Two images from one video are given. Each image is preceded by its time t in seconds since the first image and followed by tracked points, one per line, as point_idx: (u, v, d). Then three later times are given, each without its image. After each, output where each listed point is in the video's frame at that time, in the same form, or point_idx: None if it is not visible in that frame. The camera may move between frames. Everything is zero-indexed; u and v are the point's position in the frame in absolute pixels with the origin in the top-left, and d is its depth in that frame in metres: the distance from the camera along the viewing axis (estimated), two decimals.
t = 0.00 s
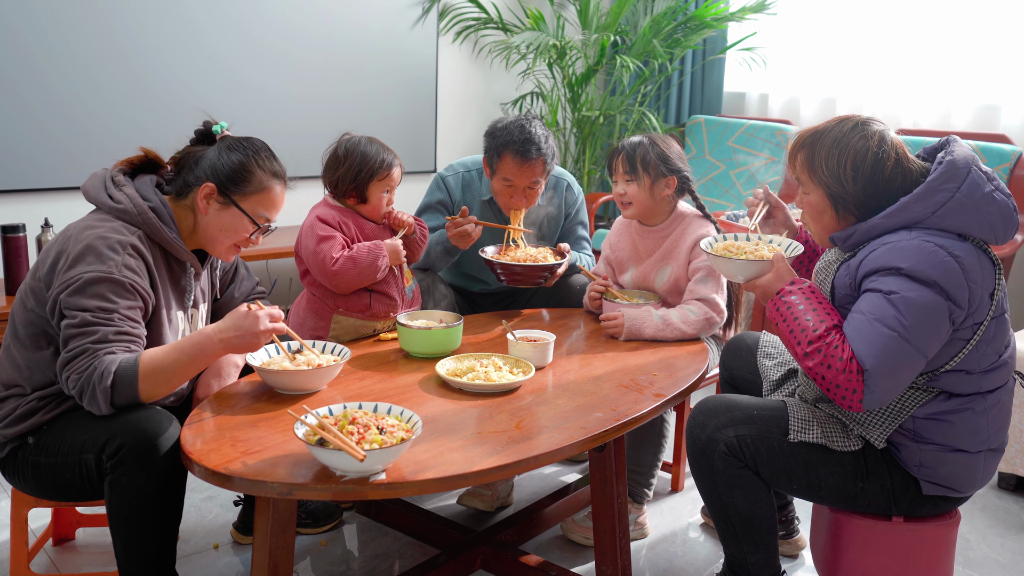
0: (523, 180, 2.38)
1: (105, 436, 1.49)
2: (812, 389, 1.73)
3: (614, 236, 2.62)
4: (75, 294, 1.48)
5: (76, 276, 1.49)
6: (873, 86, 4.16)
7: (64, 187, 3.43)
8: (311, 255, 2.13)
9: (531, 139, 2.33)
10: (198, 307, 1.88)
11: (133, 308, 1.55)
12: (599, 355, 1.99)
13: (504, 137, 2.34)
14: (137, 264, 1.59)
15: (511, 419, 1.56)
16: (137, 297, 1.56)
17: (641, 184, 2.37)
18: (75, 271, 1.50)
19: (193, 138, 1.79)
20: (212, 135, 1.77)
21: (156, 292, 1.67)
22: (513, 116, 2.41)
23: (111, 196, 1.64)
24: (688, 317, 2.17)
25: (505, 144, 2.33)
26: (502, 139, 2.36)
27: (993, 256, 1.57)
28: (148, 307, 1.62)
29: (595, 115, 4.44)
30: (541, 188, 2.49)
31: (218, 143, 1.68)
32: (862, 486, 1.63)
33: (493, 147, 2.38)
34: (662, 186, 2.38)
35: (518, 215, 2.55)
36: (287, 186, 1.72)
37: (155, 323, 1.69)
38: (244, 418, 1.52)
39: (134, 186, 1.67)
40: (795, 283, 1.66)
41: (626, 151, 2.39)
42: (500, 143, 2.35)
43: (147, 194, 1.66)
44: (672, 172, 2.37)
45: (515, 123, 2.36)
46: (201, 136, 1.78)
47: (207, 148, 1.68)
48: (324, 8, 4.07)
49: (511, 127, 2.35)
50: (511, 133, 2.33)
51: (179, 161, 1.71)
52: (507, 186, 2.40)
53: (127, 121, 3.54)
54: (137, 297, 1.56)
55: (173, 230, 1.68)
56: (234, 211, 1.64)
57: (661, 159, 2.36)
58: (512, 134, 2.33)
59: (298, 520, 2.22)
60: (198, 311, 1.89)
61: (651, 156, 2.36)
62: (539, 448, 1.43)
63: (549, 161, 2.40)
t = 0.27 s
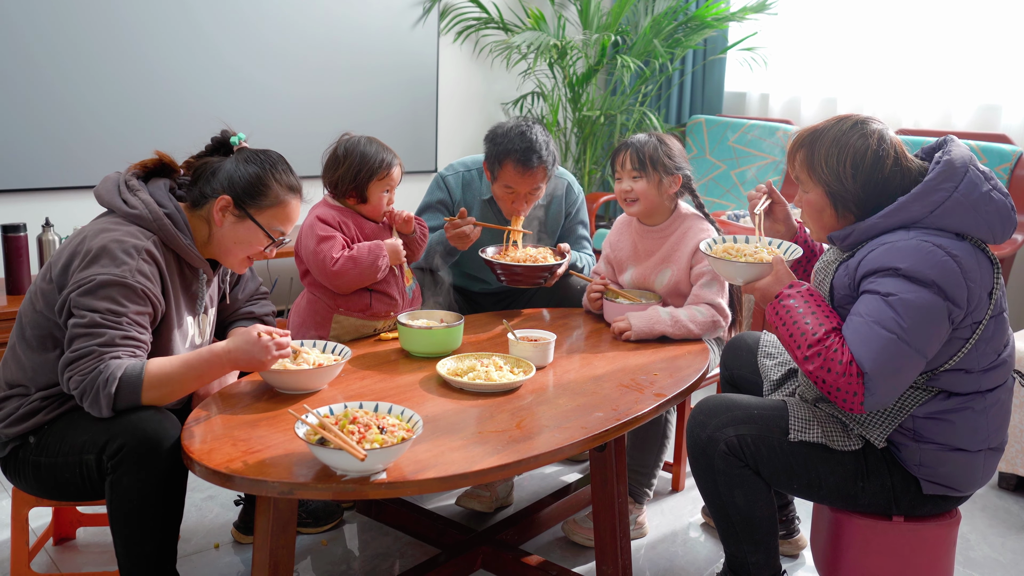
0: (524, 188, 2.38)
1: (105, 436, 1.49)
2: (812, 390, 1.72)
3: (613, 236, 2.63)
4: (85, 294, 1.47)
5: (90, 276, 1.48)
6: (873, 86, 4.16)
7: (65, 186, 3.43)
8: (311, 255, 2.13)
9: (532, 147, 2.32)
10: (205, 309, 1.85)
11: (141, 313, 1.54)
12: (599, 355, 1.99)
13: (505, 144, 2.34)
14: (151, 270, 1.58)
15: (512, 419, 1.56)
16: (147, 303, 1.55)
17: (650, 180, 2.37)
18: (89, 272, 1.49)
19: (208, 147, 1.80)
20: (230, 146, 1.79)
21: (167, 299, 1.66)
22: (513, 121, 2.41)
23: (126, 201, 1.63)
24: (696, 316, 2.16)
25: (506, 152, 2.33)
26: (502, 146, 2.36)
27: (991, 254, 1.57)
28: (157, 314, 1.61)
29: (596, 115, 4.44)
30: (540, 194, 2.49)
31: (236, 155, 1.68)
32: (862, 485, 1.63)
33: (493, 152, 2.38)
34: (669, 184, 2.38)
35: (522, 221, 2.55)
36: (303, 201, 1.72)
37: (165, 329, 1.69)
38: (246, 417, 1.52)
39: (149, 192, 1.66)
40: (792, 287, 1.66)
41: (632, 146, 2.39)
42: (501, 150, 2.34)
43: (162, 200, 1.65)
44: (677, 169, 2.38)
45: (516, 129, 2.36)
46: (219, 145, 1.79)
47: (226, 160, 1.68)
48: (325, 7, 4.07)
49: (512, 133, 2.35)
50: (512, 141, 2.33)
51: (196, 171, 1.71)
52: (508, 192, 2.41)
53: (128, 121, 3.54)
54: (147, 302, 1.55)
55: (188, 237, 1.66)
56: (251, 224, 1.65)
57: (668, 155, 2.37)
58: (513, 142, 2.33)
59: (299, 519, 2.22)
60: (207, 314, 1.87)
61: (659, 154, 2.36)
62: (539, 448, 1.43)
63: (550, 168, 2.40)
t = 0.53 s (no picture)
0: (528, 203, 2.39)
1: (105, 437, 1.49)
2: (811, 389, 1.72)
3: (613, 234, 2.63)
4: (96, 294, 1.46)
5: (104, 277, 1.48)
6: (873, 86, 4.16)
7: (65, 185, 3.43)
8: (312, 254, 2.14)
9: (540, 165, 2.32)
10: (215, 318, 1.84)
11: (150, 318, 1.53)
12: (599, 355, 1.99)
13: (512, 160, 2.33)
14: (165, 276, 1.58)
15: (512, 419, 1.56)
16: (157, 309, 1.54)
17: (639, 176, 2.37)
18: (104, 272, 1.49)
19: (227, 162, 1.81)
20: (247, 164, 1.80)
21: (180, 307, 1.66)
22: (521, 136, 2.40)
23: (142, 207, 1.62)
24: (696, 316, 2.16)
25: (512, 166, 2.32)
26: (509, 160, 2.35)
27: (989, 254, 1.57)
28: (167, 321, 1.60)
29: (596, 115, 4.43)
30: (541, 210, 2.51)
31: (254, 173, 1.64)
32: (862, 485, 1.63)
33: (499, 164, 2.37)
34: (660, 181, 2.38)
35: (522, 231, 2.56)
36: (320, 220, 1.68)
37: (177, 336, 1.68)
38: (246, 417, 1.52)
39: (166, 199, 1.64)
40: (790, 299, 1.65)
41: (626, 143, 2.41)
42: (508, 167, 2.33)
43: (180, 209, 1.64)
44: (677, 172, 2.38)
45: (523, 145, 2.36)
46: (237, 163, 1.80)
47: (244, 178, 1.64)
48: (325, 7, 4.07)
49: (518, 148, 2.35)
50: (518, 157, 2.32)
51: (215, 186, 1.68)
52: (512, 205, 2.41)
53: (129, 120, 3.54)
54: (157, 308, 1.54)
55: (205, 247, 1.65)
56: (266, 244, 1.61)
57: (661, 154, 2.37)
58: (520, 159, 2.32)
59: (299, 519, 2.22)
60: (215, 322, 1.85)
61: (651, 151, 2.37)
62: (539, 447, 1.43)
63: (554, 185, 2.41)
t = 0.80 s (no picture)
0: (528, 202, 2.39)
1: (105, 437, 1.49)
2: (811, 388, 1.73)
3: (613, 230, 2.63)
4: (107, 294, 1.46)
5: (117, 278, 1.47)
6: (874, 84, 4.16)
7: (66, 185, 3.43)
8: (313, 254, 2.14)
9: (544, 168, 2.32)
10: (226, 327, 1.81)
11: (159, 323, 1.51)
12: (600, 353, 1.99)
13: (513, 160, 2.33)
14: (179, 283, 1.56)
15: (513, 418, 1.56)
16: (167, 315, 1.53)
17: (639, 173, 2.37)
18: (118, 273, 1.48)
19: (245, 176, 1.80)
20: (265, 180, 1.79)
21: (191, 315, 1.63)
22: (525, 136, 2.40)
23: (159, 212, 1.61)
24: (694, 314, 2.16)
25: (513, 166, 2.32)
26: (512, 160, 2.35)
27: (990, 254, 1.57)
28: (177, 328, 1.58)
29: (597, 114, 4.43)
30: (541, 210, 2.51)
31: (271, 193, 1.64)
32: (863, 484, 1.63)
33: (501, 162, 2.37)
34: (660, 178, 2.38)
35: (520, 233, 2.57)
36: (334, 240, 1.67)
37: (187, 345, 1.66)
38: (247, 416, 1.52)
39: (183, 207, 1.63)
40: (787, 308, 1.64)
41: (626, 142, 2.40)
42: (509, 165, 2.33)
43: (196, 219, 1.62)
44: (677, 167, 2.38)
45: (526, 145, 2.36)
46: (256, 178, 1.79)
47: (261, 197, 1.63)
48: (325, 6, 4.07)
49: (520, 148, 2.35)
50: (520, 156, 2.33)
51: (231, 202, 1.67)
52: (512, 203, 2.41)
53: (129, 119, 3.53)
54: (167, 314, 1.52)
55: (219, 258, 1.63)
56: (280, 262, 1.60)
57: (661, 150, 2.36)
58: (520, 159, 2.33)
59: (300, 518, 2.22)
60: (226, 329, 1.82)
61: (651, 148, 2.36)
62: (540, 446, 1.43)
63: (555, 188, 2.41)
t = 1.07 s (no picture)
0: (526, 200, 2.39)
1: (104, 437, 1.49)
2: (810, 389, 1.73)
3: (613, 228, 2.64)
4: (116, 293, 1.45)
5: (127, 277, 1.47)
6: (874, 83, 4.16)
7: (65, 183, 3.42)
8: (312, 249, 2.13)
9: (541, 164, 2.32)
10: (230, 329, 1.81)
11: (165, 325, 1.50)
12: (600, 352, 1.99)
13: (512, 159, 2.33)
14: (187, 285, 1.55)
15: (513, 417, 1.56)
16: (174, 317, 1.52)
17: (642, 172, 2.37)
18: (128, 273, 1.48)
19: (254, 184, 1.79)
20: (274, 189, 1.78)
21: (196, 319, 1.62)
22: (525, 137, 2.39)
23: (167, 214, 1.60)
24: (693, 312, 2.16)
25: (512, 163, 2.32)
26: (512, 156, 2.35)
27: (994, 255, 1.56)
28: (181, 331, 1.57)
29: (596, 112, 4.43)
30: (541, 208, 2.51)
31: (278, 202, 1.63)
32: (863, 482, 1.63)
33: (501, 157, 2.37)
34: (660, 177, 2.38)
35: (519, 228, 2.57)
36: (339, 252, 1.66)
37: (190, 349, 1.64)
38: (247, 415, 1.52)
39: (192, 210, 1.62)
40: (789, 309, 1.64)
41: (626, 142, 2.39)
42: (509, 163, 2.33)
43: (206, 223, 1.61)
44: (675, 163, 2.38)
45: (525, 143, 2.36)
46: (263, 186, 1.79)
47: (268, 206, 1.63)
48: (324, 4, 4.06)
49: (520, 145, 2.35)
50: (520, 153, 2.33)
51: (239, 210, 1.67)
52: (509, 201, 2.41)
53: (129, 118, 3.53)
54: (174, 316, 1.52)
55: (225, 262, 1.62)
56: (282, 272, 1.59)
57: (662, 149, 2.36)
58: (519, 154, 2.33)
59: (299, 517, 2.22)
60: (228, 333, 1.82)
61: (652, 147, 2.35)
62: (540, 445, 1.42)
63: (553, 188, 2.40)
